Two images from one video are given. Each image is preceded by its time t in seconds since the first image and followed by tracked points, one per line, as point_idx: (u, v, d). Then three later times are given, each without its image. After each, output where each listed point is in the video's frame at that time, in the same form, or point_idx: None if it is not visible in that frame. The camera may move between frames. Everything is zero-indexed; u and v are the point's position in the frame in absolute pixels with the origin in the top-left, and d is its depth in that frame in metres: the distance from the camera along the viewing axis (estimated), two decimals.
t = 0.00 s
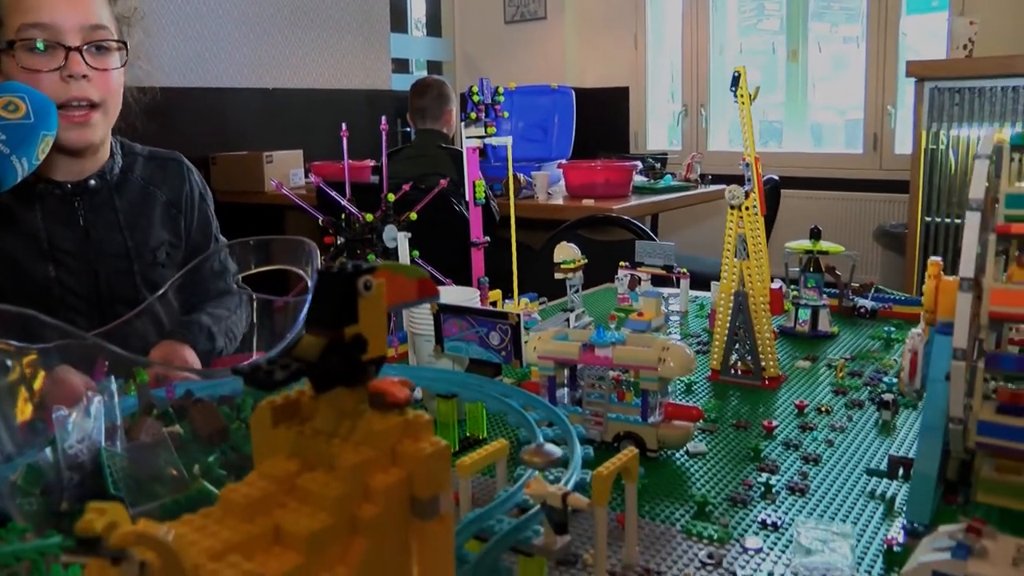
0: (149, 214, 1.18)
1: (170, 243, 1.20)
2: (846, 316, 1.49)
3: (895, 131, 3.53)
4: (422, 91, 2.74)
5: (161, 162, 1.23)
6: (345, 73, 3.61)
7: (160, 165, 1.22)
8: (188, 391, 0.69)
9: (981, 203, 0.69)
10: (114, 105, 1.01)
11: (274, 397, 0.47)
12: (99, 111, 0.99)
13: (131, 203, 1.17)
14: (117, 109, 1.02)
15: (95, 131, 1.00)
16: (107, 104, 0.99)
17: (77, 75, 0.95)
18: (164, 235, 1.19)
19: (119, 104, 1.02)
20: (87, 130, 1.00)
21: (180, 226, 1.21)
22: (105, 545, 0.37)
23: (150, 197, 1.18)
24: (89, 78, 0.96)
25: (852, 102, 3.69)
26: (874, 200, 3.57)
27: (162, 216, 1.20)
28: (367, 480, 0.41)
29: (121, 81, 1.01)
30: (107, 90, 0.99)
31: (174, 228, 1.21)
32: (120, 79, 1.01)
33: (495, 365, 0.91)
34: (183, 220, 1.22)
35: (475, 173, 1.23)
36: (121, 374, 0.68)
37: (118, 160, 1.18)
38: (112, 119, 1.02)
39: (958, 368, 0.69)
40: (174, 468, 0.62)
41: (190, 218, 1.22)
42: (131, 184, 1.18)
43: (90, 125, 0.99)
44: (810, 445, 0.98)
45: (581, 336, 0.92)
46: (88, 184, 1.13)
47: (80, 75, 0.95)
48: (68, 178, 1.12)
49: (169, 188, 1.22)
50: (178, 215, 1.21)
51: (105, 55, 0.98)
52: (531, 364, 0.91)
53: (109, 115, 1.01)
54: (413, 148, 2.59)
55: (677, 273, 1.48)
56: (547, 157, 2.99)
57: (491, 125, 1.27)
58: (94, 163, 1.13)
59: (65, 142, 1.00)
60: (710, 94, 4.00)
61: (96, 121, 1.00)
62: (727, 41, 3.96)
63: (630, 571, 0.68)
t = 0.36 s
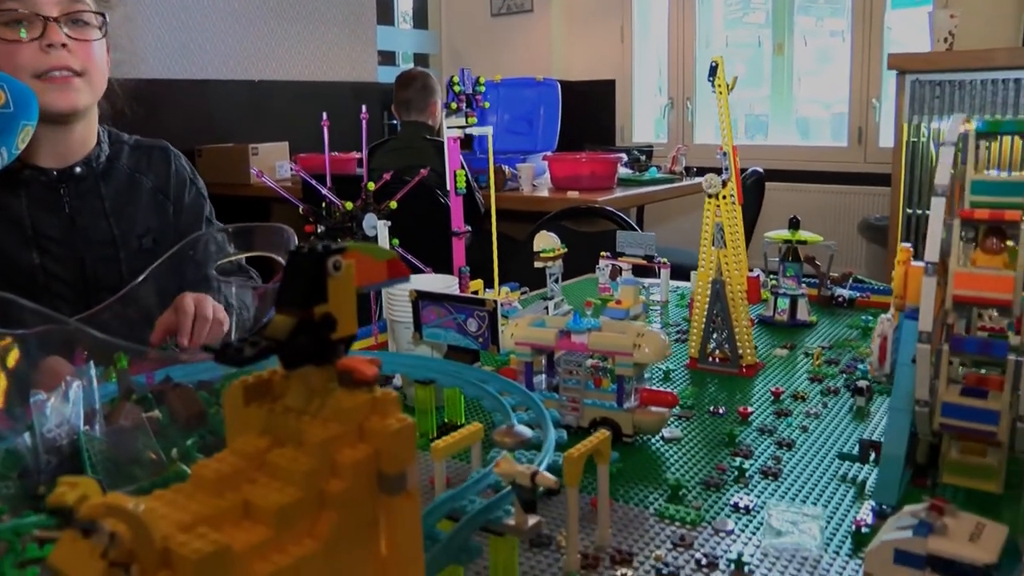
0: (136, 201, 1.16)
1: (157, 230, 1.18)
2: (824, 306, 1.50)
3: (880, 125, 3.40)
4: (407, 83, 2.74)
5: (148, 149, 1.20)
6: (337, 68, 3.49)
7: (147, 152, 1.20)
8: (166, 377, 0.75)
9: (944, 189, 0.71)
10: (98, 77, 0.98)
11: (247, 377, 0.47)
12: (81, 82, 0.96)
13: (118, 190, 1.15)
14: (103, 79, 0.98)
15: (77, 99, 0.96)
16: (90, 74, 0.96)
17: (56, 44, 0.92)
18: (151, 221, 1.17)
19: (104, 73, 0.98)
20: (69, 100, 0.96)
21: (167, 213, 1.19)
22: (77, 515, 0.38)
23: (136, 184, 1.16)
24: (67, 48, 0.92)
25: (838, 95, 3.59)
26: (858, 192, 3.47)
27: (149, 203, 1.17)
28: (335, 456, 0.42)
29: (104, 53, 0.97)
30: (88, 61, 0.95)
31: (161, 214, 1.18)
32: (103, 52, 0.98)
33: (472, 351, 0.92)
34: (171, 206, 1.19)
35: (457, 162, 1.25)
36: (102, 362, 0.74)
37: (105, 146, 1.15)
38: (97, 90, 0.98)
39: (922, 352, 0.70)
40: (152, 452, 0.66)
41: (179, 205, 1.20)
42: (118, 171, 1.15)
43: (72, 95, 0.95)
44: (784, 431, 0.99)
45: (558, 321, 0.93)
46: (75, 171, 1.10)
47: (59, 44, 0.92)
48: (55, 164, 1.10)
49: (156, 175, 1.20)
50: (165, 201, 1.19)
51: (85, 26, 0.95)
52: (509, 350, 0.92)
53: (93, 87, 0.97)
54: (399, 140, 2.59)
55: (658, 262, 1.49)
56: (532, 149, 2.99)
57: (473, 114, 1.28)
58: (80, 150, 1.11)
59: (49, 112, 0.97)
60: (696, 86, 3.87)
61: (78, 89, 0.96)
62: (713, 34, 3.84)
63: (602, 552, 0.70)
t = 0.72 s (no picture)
0: (120, 194, 1.13)
1: (143, 223, 1.14)
2: (806, 293, 1.52)
3: (866, 117, 3.30)
4: (393, 76, 2.73)
5: (133, 142, 1.17)
6: (318, 63, 3.43)
7: (132, 145, 1.16)
8: (147, 364, 0.75)
9: (914, 171, 0.72)
10: (71, 71, 0.94)
11: (222, 356, 0.48)
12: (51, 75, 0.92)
13: (101, 183, 1.12)
14: (75, 73, 0.95)
15: (48, 95, 0.93)
16: (60, 69, 0.92)
17: (22, 37, 0.88)
18: (136, 215, 1.14)
19: (77, 67, 0.95)
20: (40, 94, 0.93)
21: (152, 205, 1.15)
22: (50, 490, 0.39)
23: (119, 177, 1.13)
24: (34, 40, 0.89)
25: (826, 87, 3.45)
26: (840, 183, 3.38)
27: (133, 196, 1.14)
28: (307, 432, 0.43)
29: (78, 44, 0.94)
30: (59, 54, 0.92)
31: (147, 207, 1.15)
32: (77, 44, 0.94)
33: (453, 338, 0.94)
34: (156, 199, 1.15)
35: (439, 153, 1.25)
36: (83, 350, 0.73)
37: (89, 139, 1.12)
38: (70, 84, 0.95)
39: (892, 331, 0.72)
40: (132, 438, 0.67)
41: (163, 198, 1.15)
42: (101, 164, 1.12)
43: (42, 90, 0.92)
44: (763, 415, 1.00)
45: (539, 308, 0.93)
46: (56, 164, 1.08)
47: (25, 38, 0.89)
48: (36, 157, 1.08)
49: (142, 168, 1.16)
50: (151, 193, 1.15)
51: (56, 18, 0.91)
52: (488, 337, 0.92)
53: (65, 80, 0.94)
54: (385, 134, 2.59)
55: (640, 252, 1.50)
56: (519, 143, 2.99)
57: (455, 104, 1.29)
58: (62, 143, 1.09)
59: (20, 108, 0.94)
60: (682, 78, 3.70)
61: (50, 84, 0.93)
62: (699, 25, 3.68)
63: (578, 533, 0.71)
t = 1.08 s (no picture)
0: (100, 179, 1.09)
1: (125, 207, 1.10)
2: (786, 274, 1.53)
3: (851, 101, 3.02)
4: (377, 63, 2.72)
5: (114, 126, 1.12)
6: (304, 51, 3.04)
7: (112, 130, 1.11)
8: (128, 346, 0.74)
9: (883, 145, 0.72)
10: (35, 56, 0.90)
11: (194, 329, 0.49)
12: (12, 60, 0.88)
13: (81, 167, 1.08)
14: (40, 59, 0.90)
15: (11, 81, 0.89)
16: (21, 53, 0.87)
17: None
18: (117, 199, 1.09)
19: (42, 52, 0.90)
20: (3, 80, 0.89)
21: (135, 190, 1.10)
22: (21, 457, 0.40)
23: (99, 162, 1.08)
24: None
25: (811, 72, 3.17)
26: (824, 168, 3.11)
27: (114, 181, 1.09)
28: (276, 400, 0.44)
29: (41, 26, 0.88)
30: (21, 37, 0.87)
31: (129, 191, 1.10)
32: (41, 26, 0.89)
33: (432, 317, 0.95)
34: (137, 183, 1.11)
35: (420, 136, 1.26)
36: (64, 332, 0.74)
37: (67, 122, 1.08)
38: (33, 70, 0.90)
39: (863, 303, 0.73)
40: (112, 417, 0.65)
41: (144, 181, 1.11)
42: (80, 149, 1.08)
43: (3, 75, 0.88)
44: (740, 392, 1.01)
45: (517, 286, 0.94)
46: (34, 150, 1.04)
47: None
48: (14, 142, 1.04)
49: (122, 153, 1.11)
50: (132, 177, 1.11)
51: None
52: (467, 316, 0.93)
53: (28, 65, 0.90)
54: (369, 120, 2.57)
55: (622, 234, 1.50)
56: (504, 129, 2.98)
57: (435, 87, 1.28)
58: (39, 128, 1.04)
59: None
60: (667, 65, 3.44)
61: (11, 69, 0.89)
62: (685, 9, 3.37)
63: (554, 507, 0.72)
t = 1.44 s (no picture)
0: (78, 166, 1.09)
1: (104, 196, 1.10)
2: (767, 272, 1.55)
3: (840, 103, 3.00)
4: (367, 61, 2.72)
5: (92, 120, 1.13)
6: (293, 47, 3.04)
7: (90, 122, 1.13)
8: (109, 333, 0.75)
9: (853, 140, 0.74)
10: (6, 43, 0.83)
11: (170, 313, 0.50)
12: None
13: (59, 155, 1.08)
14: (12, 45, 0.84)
15: None
16: None
17: None
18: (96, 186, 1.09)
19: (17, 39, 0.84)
20: None
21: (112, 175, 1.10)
22: None
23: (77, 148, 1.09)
24: None
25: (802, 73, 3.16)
26: (811, 170, 3.09)
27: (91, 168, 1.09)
28: (248, 381, 0.45)
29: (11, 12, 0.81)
30: None
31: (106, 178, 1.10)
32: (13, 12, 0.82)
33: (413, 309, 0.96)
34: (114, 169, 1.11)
35: (405, 131, 1.27)
36: (46, 321, 0.73)
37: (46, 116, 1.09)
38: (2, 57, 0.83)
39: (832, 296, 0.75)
40: (90, 402, 0.65)
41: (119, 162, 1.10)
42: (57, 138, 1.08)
43: None
44: (717, 386, 1.02)
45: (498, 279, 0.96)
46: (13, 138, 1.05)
47: None
48: None
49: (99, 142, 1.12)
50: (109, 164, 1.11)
51: None
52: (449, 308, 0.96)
53: None
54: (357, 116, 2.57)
55: (605, 230, 1.51)
56: (493, 127, 2.99)
57: (421, 83, 1.30)
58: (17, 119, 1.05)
59: None
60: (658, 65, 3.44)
61: None
62: (676, 10, 3.34)
63: (527, 495, 0.73)
